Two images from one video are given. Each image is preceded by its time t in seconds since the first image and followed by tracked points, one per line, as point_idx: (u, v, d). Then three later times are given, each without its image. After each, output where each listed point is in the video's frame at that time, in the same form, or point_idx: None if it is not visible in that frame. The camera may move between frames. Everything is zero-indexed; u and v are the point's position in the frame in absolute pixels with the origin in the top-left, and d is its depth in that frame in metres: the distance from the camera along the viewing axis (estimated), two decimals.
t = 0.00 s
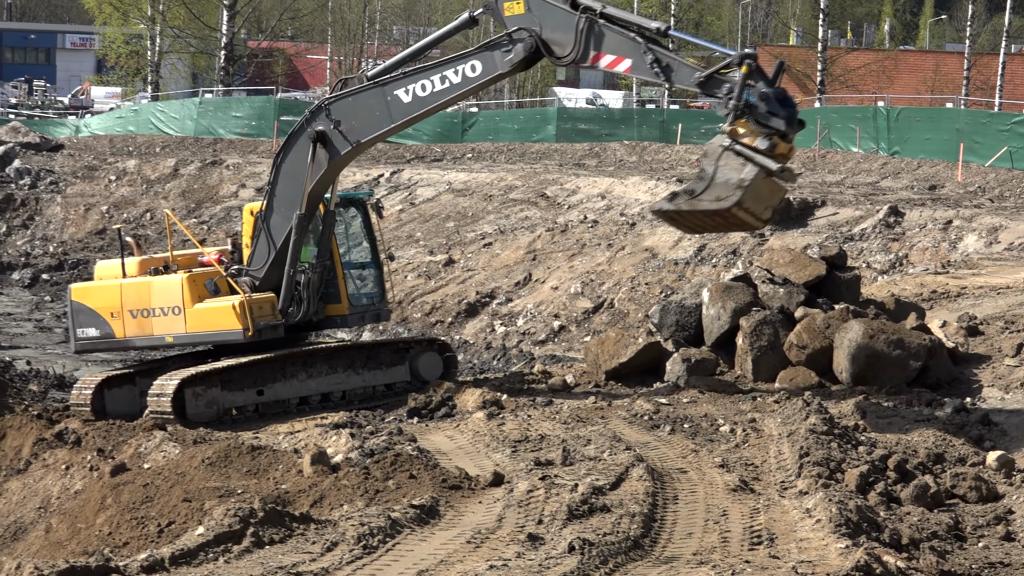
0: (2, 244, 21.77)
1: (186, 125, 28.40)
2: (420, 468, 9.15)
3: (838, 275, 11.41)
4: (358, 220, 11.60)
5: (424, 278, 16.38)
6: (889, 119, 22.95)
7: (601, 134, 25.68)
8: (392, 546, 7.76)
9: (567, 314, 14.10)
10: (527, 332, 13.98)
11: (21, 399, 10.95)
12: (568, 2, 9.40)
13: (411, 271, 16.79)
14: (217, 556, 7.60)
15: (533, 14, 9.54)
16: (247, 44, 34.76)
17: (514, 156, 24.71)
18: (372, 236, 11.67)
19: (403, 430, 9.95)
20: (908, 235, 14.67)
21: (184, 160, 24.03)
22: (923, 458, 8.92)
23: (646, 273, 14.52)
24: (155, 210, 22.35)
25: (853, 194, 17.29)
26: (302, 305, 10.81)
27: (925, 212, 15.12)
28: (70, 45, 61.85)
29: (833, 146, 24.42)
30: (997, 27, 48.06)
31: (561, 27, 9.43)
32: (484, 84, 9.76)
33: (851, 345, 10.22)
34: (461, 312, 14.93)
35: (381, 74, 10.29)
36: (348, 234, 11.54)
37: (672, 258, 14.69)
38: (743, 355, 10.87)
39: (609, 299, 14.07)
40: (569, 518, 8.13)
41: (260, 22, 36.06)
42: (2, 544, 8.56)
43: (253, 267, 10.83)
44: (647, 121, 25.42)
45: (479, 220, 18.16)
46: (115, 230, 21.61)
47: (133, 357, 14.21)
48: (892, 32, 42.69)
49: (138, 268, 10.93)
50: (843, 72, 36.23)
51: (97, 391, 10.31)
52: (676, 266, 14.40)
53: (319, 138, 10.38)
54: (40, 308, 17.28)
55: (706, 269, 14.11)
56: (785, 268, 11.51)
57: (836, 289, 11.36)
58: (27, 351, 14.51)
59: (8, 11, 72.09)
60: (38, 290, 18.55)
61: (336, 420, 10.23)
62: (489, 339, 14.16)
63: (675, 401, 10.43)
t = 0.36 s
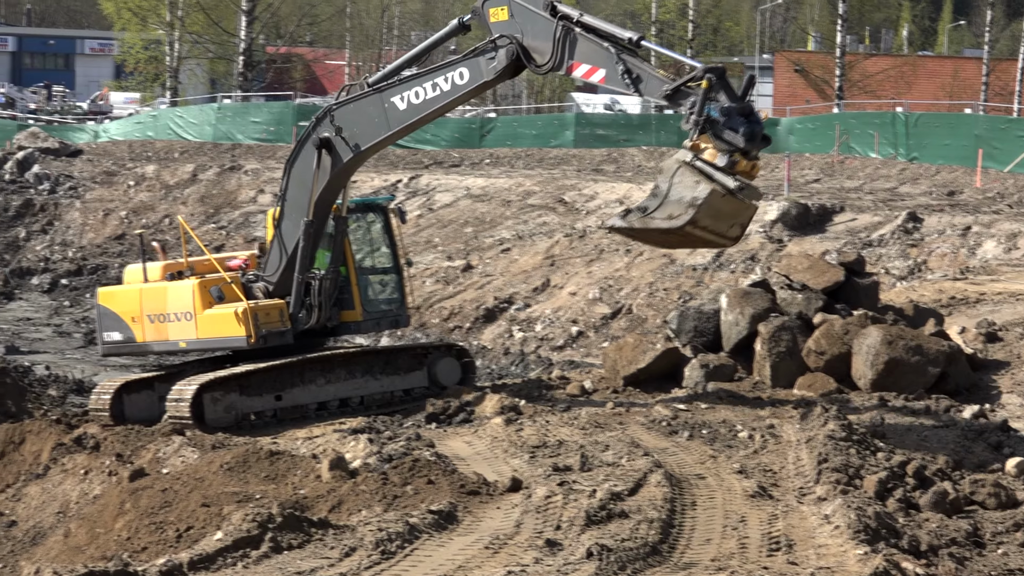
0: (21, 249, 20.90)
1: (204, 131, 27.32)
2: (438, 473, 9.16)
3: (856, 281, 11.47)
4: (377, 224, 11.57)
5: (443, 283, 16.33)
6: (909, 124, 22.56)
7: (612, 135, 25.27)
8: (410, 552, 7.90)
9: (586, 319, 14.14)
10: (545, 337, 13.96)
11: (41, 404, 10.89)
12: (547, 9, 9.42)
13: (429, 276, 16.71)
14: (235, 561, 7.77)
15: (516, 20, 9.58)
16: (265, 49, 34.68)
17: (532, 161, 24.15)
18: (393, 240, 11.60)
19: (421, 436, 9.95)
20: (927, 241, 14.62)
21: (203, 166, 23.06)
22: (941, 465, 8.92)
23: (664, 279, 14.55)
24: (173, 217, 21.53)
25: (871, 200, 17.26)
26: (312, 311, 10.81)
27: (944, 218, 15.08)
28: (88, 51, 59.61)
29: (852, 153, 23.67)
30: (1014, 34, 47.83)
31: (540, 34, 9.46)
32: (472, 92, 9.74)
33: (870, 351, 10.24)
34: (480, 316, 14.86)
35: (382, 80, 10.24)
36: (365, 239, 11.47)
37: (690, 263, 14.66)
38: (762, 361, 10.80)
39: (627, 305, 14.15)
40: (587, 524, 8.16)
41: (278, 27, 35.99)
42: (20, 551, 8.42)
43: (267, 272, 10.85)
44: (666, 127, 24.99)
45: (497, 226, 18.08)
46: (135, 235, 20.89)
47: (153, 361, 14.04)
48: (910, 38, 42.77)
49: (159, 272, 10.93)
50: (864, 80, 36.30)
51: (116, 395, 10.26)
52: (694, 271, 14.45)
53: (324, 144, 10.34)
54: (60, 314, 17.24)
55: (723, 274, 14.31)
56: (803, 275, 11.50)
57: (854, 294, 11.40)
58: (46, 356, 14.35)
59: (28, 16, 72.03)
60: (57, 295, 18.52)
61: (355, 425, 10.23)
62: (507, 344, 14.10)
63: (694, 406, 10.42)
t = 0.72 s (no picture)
0: (60, 254, 20.40)
1: (241, 136, 26.15)
2: (474, 478, 9.18)
3: (894, 287, 11.52)
4: (416, 229, 11.40)
5: (480, 289, 16.29)
6: (947, 131, 22.40)
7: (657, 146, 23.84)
8: (446, 557, 7.89)
9: (623, 325, 14.18)
10: (582, 343, 14.00)
11: (79, 407, 10.89)
12: (542, 23, 9.40)
13: (466, 281, 16.69)
14: (271, 565, 7.78)
15: (516, 35, 9.61)
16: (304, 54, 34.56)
17: (569, 167, 23.43)
18: (429, 245, 11.46)
19: (458, 441, 9.98)
20: (964, 248, 14.64)
21: (241, 170, 22.84)
22: (978, 473, 8.92)
23: (702, 285, 14.65)
24: (211, 220, 21.42)
25: (909, 206, 17.27)
26: (342, 317, 10.70)
27: (981, 225, 15.12)
28: (127, 55, 54.20)
29: (891, 159, 23.30)
30: None
31: (536, 50, 9.47)
32: (477, 105, 9.65)
33: (907, 358, 10.26)
34: (517, 322, 14.91)
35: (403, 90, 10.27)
36: (403, 244, 11.32)
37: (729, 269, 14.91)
38: (798, 367, 10.83)
39: (665, 311, 14.20)
40: (623, 530, 8.16)
41: (317, 32, 36.09)
42: (57, 553, 8.36)
43: (301, 277, 10.83)
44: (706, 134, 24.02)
45: (534, 231, 18.06)
46: (172, 239, 20.77)
47: (192, 365, 13.77)
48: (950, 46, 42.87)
49: (198, 274, 10.96)
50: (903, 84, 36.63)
51: (154, 399, 10.25)
52: (732, 278, 14.63)
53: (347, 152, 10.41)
54: (98, 318, 17.26)
55: (762, 280, 14.54)
56: (840, 281, 11.49)
57: (892, 301, 11.44)
58: (84, 359, 14.18)
59: (68, 23, 72.37)
60: (95, 299, 18.56)
61: (391, 430, 10.26)
62: (544, 350, 14.04)
63: (730, 413, 10.37)
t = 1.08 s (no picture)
0: (118, 256, 20.78)
1: (300, 140, 25.62)
2: (530, 483, 9.17)
3: (952, 293, 11.61)
4: (472, 233, 11.23)
5: (536, 293, 16.41)
6: (1007, 137, 22.22)
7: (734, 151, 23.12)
8: (503, 560, 7.84)
9: (679, 331, 14.02)
10: (638, 348, 13.88)
11: (137, 410, 11.14)
12: (561, 51, 9.33)
13: (523, 285, 16.82)
14: (328, 568, 7.74)
15: (537, 59, 9.55)
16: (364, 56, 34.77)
17: (626, 171, 22.95)
18: (484, 249, 11.27)
19: (514, 445, 10.01)
20: None
21: (299, 174, 22.93)
22: None
23: (759, 290, 14.67)
24: (269, 223, 21.50)
25: (967, 213, 17.26)
26: (391, 322, 10.70)
27: None
28: (187, 59, 53.91)
29: (949, 165, 22.96)
30: None
31: (553, 78, 9.41)
32: (504, 127, 9.72)
33: (966, 364, 10.25)
34: (574, 327, 14.82)
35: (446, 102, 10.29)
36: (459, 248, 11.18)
37: (785, 275, 14.88)
38: (856, 373, 10.84)
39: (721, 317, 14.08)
40: (679, 535, 8.15)
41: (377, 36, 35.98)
42: (115, 554, 8.35)
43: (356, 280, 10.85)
44: (760, 137, 24.26)
45: (591, 235, 18.20)
46: (231, 242, 20.88)
47: (249, 367, 13.77)
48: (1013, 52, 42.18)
49: (261, 276, 10.87)
50: (962, 91, 36.48)
51: (212, 401, 10.34)
52: (789, 284, 14.62)
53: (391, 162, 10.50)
54: (156, 320, 17.43)
55: (819, 286, 14.41)
56: (899, 287, 11.71)
57: (950, 307, 11.53)
58: (142, 362, 14.36)
59: (126, 26, 74.21)
60: (153, 301, 18.87)
61: (447, 434, 10.29)
62: (600, 354, 13.97)
63: (787, 419, 10.34)
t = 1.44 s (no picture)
0: (179, 255, 20.98)
1: (360, 138, 25.19)
2: (589, 481, 9.17)
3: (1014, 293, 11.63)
4: (529, 233, 11.19)
5: (596, 292, 16.42)
6: None
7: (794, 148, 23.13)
8: (561, 559, 7.85)
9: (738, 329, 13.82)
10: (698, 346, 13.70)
11: (197, 407, 11.29)
12: (581, 73, 9.09)
13: (582, 285, 16.83)
14: (388, 566, 7.77)
15: (560, 80, 9.34)
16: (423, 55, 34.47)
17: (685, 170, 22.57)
18: (539, 249, 11.22)
19: (573, 444, 10.03)
20: None
21: (358, 172, 22.80)
22: None
23: (818, 289, 14.34)
24: (328, 221, 21.41)
25: None
26: (445, 323, 10.72)
27: None
28: (248, 58, 53.99)
29: (1011, 164, 21.69)
30: None
31: (573, 99, 9.19)
32: (534, 143, 9.53)
33: None
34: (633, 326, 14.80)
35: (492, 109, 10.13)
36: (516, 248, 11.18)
37: (844, 274, 14.56)
38: (916, 372, 10.83)
39: (781, 316, 13.81)
40: (739, 534, 8.13)
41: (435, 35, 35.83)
42: (176, 552, 8.41)
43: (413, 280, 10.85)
44: (821, 136, 22.95)
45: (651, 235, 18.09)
46: (291, 241, 20.84)
47: (309, 366, 13.87)
48: None
49: (327, 272, 11.06)
50: None
51: (271, 400, 10.39)
52: (849, 283, 14.27)
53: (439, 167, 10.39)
54: (217, 318, 17.57)
55: (879, 285, 13.99)
56: (959, 285, 11.81)
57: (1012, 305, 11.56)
58: (203, 359, 14.48)
59: (186, 25, 74.30)
60: (214, 300, 18.95)
61: (506, 432, 10.33)
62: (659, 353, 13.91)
63: (847, 418, 10.33)
